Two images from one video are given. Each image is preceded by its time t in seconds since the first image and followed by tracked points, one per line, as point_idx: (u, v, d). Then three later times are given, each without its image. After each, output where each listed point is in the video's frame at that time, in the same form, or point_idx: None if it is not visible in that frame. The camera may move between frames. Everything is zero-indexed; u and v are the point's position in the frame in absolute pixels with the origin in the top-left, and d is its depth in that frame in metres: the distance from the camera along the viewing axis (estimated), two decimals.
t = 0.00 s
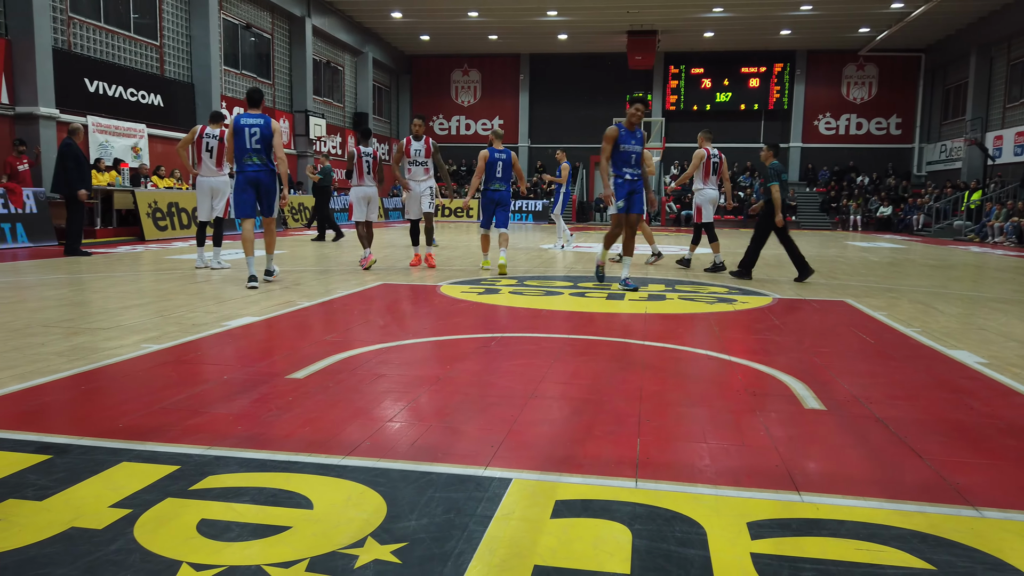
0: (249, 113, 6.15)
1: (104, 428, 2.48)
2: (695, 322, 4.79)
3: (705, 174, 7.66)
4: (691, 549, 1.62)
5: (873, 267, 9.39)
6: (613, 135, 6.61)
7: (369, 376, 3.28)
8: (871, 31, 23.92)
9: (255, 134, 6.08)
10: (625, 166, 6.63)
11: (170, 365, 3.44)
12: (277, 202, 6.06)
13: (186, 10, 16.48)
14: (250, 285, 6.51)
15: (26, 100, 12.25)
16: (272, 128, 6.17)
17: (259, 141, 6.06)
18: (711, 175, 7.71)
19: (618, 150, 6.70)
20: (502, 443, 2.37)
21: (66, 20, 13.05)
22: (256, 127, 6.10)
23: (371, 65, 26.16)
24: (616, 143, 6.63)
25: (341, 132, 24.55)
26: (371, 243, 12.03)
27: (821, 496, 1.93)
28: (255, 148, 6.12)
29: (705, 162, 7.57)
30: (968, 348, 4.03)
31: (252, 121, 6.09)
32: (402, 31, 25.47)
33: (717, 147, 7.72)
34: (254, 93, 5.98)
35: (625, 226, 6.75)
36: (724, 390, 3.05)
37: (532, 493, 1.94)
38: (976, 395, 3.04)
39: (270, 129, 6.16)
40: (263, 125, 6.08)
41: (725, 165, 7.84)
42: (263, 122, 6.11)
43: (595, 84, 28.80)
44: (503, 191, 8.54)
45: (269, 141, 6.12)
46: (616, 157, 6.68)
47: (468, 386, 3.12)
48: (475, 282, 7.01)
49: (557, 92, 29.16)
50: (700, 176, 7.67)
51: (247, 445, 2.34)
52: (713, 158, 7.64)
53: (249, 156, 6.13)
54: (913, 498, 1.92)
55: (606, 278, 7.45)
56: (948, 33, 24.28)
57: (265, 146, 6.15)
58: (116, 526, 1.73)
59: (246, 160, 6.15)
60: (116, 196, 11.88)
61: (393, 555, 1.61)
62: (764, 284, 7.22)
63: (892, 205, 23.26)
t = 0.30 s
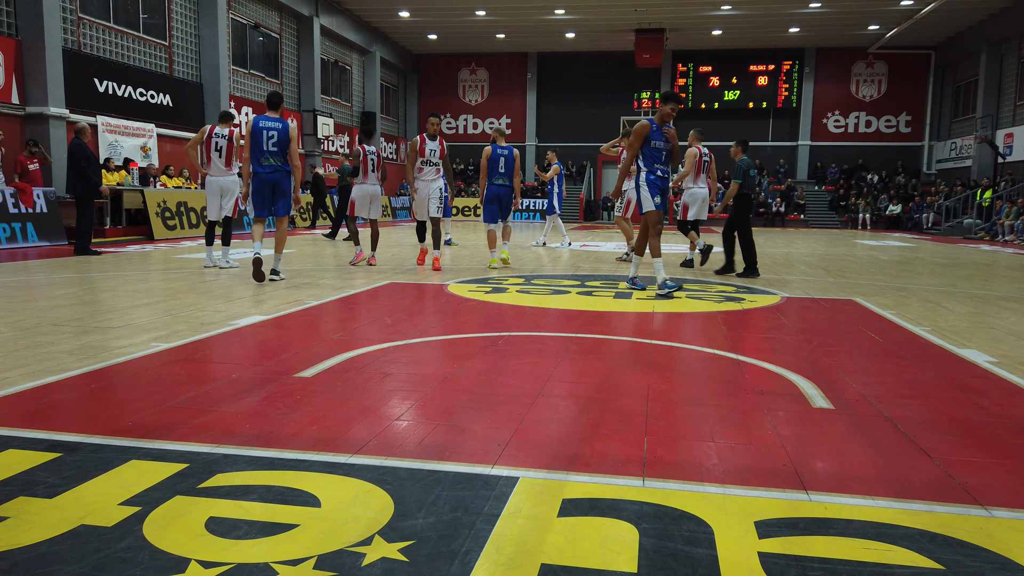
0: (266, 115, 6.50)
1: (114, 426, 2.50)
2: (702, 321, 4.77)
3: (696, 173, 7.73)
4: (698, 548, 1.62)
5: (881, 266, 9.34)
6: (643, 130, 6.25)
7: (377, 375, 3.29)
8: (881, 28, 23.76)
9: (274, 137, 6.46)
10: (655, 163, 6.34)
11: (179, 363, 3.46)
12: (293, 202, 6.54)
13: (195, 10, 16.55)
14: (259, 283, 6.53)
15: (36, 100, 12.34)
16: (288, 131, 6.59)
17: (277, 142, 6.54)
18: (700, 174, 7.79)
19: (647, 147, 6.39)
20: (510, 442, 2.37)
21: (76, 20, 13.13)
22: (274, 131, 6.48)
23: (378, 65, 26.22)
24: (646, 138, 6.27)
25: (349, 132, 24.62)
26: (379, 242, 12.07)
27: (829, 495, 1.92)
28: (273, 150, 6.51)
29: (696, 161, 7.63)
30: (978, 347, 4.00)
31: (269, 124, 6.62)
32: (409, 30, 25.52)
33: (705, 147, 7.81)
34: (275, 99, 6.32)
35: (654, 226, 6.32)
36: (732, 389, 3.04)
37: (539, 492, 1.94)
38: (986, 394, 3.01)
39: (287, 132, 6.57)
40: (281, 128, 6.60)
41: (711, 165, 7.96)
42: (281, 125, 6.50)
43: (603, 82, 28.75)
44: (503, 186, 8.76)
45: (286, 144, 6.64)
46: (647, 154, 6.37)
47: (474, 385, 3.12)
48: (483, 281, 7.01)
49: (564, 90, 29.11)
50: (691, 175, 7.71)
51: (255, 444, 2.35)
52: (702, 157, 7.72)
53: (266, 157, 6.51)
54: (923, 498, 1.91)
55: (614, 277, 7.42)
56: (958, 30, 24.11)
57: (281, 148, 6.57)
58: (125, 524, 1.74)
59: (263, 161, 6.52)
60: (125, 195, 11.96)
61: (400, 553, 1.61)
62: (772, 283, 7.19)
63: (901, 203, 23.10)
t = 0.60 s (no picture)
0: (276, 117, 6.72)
1: (118, 425, 2.51)
2: (707, 321, 4.75)
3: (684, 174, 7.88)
4: (701, 547, 1.61)
5: (885, 265, 9.31)
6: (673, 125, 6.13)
7: (380, 374, 3.29)
8: (885, 27, 23.69)
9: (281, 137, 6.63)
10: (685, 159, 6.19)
11: (183, 363, 3.47)
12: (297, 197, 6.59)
13: (199, 10, 16.58)
14: (263, 283, 6.54)
15: (40, 101, 12.36)
16: (297, 131, 6.73)
17: (285, 142, 6.66)
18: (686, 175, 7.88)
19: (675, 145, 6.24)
20: (513, 441, 2.37)
21: (79, 20, 13.16)
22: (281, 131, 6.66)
23: (382, 64, 26.25)
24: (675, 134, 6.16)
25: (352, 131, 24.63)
26: (383, 242, 12.09)
27: (832, 495, 1.92)
28: (280, 149, 6.67)
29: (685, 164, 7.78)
30: (982, 346, 3.98)
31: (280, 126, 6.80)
32: (413, 29, 25.52)
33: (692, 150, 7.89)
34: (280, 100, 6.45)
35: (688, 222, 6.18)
36: (734, 388, 3.04)
37: (543, 491, 1.94)
38: (991, 393, 3.01)
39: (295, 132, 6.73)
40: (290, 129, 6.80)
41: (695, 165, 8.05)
42: (288, 125, 6.67)
43: (606, 81, 28.73)
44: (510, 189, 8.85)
45: (295, 144, 6.76)
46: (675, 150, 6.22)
47: (477, 385, 3.12)
48: (486, 280, 7.02)
49: (568, 90, 29.08)
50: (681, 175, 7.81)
51: (259, 443, 2.35)
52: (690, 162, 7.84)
53: (274, 156, 6.68)
54: (927, 497, 1.90)
55: (617, 276, 7.41)
56: (963, 29, 24.01)
57: (289, 147, 6.70)
58: (129, 523, 1.75)
59: (272, 160, 6.69)
60: (130, 195, 12.09)
61: (404, 551, 1.62)
62: (776, 282, 7.16)
63: (906, 202, 23.02)
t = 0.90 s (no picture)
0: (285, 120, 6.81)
1: (126, 423, 2.52)
2: (713, 319, 4.74)
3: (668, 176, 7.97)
4: (708, 545, 1.61)
5: (891, 263, 9.27)
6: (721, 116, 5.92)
7: (386, 373, 3.30)
8: (891, 25, 23.58)
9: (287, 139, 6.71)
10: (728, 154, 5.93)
11: (190, 361, 3.49)
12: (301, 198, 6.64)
13: (204, 10, 16.62)
14: (269, 282, 6.56)
15: (47, 100, 12.42)
16: (304, 131, 6.78)
17: (291, 143, 6.73)
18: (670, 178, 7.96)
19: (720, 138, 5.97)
20: (519, 440, 2.37)
21: (86, 20, 13.21)
22: (288, 132, 6.74)
23: (387, 64, 26.26)
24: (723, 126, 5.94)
25: (357, 130, 24.66)
26: (388, 240, 12.11)
27: (840, 492, 1.92)
28: (287, 151, 6.76)
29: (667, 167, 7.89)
30: (990, 344, 3.96)
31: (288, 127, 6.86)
32: (418, 28, 25.52)
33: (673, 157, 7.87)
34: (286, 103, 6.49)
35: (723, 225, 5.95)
36: (739, 386, 3.04)
37: (549, 489, 1.94)
38: (998, 391, 2.99)
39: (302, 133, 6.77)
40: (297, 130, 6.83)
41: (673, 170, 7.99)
42: (294, 126, 6.73)
43: (611, 80, 28.69)
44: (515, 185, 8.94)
45: (302, 144, 6.80)
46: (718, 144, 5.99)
47: (482, 383, 3.13)
48: (491, 278, 7.02)
49: (572, 89, 29.03)
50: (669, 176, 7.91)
51: (266, 441, 2.36)
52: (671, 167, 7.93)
53: (283, 158, 6.78)
54: (935, 495, 1.90)
55: (622, 275, 7.41)
56: (970, 26, 23.85)
57: (296, 148, 6.76)
58: (137, 520, 1.76)
59: (281, 162, 6.80)
60: (136, 194, 12.06)
61: (411, 549, 1.62)
62: (782, 280, 7.15)
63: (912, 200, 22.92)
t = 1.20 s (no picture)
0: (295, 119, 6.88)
1: (133, 422, 2.54)
2: (719, 318, 4.72)
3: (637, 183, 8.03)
4: (713, 544, 1.61)
5: (899, 262, 9.22)
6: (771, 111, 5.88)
7: (391, 371, 3.30)
8: (898, 22, 23.43)
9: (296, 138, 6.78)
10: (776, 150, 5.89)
11: (196, 360, 3.50)
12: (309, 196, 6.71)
13: (210, 9, 16.67)
14: (275, 281, 6.57)
15: (54, 100, 12.48)
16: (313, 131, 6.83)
17: (301, 143, 6.79)
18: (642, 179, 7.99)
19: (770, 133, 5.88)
20: (524, 438, 2.37)
21: (92, 19, 13.27)
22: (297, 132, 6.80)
23: (392, 62, 26.26)
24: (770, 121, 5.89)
25: (363, 129, 24.69)
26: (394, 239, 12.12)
27: (845, 492, 1.91)
28: (297, 151, 6.83)
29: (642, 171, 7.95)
30: (997, 343, 3.94)
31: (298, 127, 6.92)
32: (423, 27, 25.52)
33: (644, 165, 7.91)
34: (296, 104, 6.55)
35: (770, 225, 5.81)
36: (745, 385, 3.03)
37: (555, 488, 1.94)
38: (1005, 390, 2.98)
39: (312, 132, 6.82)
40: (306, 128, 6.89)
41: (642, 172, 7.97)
42: (303, 125, 6.78)
43: (616, 78, 28.63)
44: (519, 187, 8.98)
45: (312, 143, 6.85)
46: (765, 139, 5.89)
47: (487, 382, 3.13)
48: (497, 277, 7.02)
49: (578, 87, 28.98)
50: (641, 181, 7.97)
51: (272, 440, 2.37)
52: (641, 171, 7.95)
53: (293, 158, 6.86)
54: (941, 495, 1.89)
55: (628, 273, 7.40)
56: (978, 23, 23.69)
57: (306, 148, 6.83)
58: (143, 518, 1.77)
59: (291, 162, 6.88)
60: (142, 193, 12.17)
61: (416, 548, 1.62)
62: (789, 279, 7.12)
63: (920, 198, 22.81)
